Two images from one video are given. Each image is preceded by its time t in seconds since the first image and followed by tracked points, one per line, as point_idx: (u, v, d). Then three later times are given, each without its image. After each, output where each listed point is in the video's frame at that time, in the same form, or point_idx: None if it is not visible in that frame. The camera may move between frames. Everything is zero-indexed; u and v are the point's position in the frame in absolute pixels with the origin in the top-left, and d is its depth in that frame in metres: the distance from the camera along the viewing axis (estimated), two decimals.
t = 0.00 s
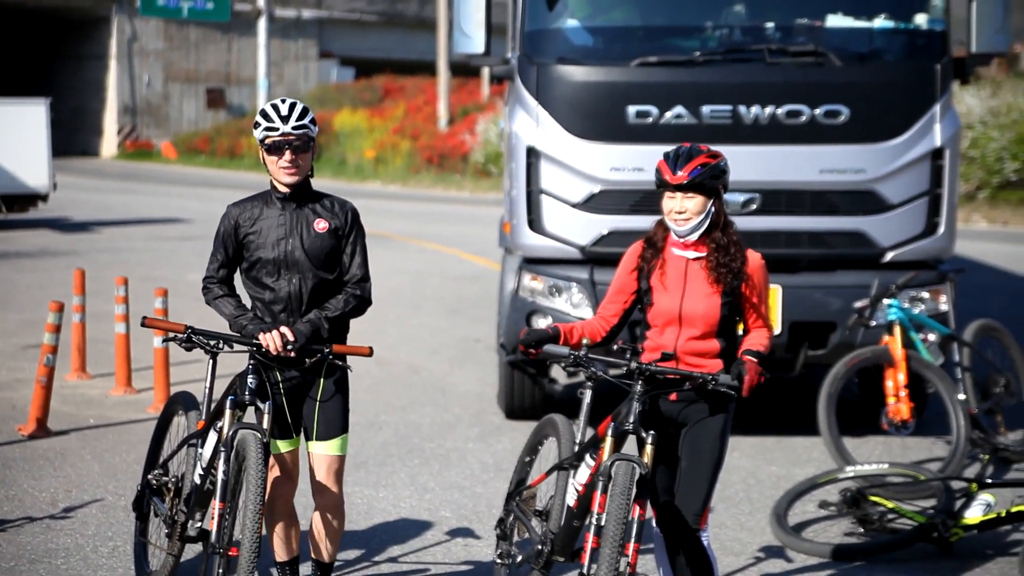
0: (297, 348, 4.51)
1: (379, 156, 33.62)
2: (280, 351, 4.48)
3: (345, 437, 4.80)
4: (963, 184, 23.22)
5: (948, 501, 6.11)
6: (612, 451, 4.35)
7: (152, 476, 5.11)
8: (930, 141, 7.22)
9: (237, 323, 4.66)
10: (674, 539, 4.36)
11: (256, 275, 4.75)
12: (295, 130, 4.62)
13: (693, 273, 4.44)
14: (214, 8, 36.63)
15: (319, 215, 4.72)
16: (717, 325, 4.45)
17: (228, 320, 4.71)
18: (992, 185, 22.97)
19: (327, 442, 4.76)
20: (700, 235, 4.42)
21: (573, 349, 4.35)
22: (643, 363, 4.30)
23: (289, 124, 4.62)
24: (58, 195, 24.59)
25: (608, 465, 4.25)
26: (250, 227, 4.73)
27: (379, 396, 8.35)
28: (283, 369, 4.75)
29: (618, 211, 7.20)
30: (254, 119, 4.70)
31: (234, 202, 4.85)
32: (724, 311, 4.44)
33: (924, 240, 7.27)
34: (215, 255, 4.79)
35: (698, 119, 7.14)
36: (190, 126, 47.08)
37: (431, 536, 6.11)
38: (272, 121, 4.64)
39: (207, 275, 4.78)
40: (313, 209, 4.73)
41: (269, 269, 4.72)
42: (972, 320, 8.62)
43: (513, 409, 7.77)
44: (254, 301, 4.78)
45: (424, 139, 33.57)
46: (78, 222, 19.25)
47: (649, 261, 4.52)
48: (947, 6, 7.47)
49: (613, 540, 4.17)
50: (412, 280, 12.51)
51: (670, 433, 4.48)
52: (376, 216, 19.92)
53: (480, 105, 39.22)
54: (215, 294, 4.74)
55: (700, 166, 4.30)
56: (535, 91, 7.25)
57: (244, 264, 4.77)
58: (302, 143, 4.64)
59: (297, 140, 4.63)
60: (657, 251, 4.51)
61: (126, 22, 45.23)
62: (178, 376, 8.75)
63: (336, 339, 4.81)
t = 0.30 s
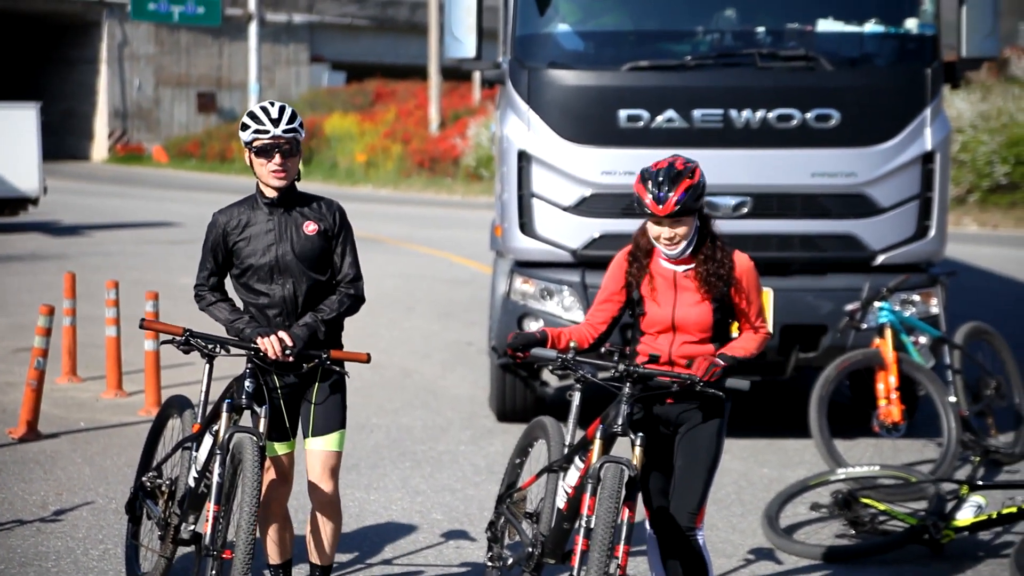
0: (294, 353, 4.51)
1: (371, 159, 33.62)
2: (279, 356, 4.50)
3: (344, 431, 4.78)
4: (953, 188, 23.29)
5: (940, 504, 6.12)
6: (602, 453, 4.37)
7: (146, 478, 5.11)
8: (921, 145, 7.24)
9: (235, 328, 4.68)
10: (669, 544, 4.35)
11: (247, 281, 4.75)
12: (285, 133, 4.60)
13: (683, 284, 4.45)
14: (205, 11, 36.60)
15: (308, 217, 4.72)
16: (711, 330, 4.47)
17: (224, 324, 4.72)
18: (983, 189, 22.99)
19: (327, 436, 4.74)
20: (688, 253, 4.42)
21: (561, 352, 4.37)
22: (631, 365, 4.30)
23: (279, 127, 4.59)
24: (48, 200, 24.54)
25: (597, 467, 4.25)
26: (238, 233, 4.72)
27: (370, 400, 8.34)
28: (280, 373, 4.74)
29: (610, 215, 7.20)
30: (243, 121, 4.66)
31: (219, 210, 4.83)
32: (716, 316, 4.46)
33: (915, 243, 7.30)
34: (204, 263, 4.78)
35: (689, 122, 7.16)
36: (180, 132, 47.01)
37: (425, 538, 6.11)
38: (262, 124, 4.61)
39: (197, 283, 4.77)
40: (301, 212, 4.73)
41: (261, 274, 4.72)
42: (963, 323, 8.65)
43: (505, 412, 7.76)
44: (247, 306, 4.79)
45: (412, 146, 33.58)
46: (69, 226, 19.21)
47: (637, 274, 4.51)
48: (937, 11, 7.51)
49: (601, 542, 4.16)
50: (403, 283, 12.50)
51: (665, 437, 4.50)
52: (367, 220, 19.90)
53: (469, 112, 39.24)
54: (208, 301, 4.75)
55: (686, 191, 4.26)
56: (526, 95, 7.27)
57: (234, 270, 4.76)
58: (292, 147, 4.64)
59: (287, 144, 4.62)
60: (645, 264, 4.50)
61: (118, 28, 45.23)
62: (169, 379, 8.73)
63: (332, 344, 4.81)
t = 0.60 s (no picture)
0: (301, 351, 4.52)
1: (372, 151, 33.47)
2: (290, 352, 4.50)
3: (349, 428, 4.82)
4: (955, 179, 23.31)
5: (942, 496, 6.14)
6: (599, 446, 4.36)
7: (152, 472, 5.10)
8: (923, 136, 7.23)
9: (243, 319, 4.67)
10: (674, 540, 4.39)
11: (255, 274, 4.77)
12: (301, 141, 4.57)
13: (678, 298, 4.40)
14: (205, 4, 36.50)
15: (318, 213, 4.74)
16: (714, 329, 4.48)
17: (233, 315, 4.72)
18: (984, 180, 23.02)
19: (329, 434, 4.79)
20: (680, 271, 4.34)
21: (557, 344, 4.40)
22: (629, 356, 4.26)
23: (295, 134, 4.56)
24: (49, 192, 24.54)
25: (595, 460, 4.26)
26: (247, 226, 4.73)
27: (372, 392, 8.33)
28: (289, 366, 4.76)
29: (611, 207, 7.18)
30: (256, 121, 4.62)
31: (228, 201, 4.84)
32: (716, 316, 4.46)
33: (917, 235, 7.28)
34: (212, 255, 4.78)
35: (690, 114, 7.14)
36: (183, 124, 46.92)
37: (429, 531, 6.10)
38: (278, 130, 4.56)
39: (204, 274, 4.77)
40: (311, 208, 4.74)
41: (269, 268, 4.73)
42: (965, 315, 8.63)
43: (507, 405, 7.75)
44: (254, 299, 4.79)
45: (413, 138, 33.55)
46: (71, 219, 19.21)
47: (632, 290, 4.46)
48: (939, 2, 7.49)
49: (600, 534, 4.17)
50: (404, 276, 12.49)
51: (672, 429, 4.47)
52: (368, 213, 19.90)
53: (469, 104, 39.23)
54: (215, 292, 4.74)
55: (673, 221, 4.13)
56: (527, 86, 7.25)
57: (241, 263, 4.77)
58: (306, 152, 4.63)
59: (302, 150, 4.61)
60: (639, 279, 4.44)
61: (118, 20, 45.14)
62: (171, 372, 8.72)
63: (340, 339, 4.83)
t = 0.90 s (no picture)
0: (287, 352, 4.54)
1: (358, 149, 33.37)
2: (275, 354, 4.53)
3: (333, 432, 4.89)
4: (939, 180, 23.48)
5: (924, 495, 6.14)
6: (581, 446, 4.36)
7: (138, 475, 5.10)
8: (906, 136, 7.25)
9: (233, 324, 4.69)
10: (650, 538, 4.39)
11: (245, 275, 4.78)
12: (299, 135, 4.64)
13: (659, 274, 4.46)
14: (190, 4, 36.05)
15: (310, 213, 4.76)
16: (689, 321, 4.50)
17: (225, 320, 4.74)
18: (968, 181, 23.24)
19: (313, 437, 4.86)
20: (664, 237, 4.42)
21: (539, 345, 4.43)
22: (609, 356, 4.33)
23: (295, 128, 4.63)
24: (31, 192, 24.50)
25: (574, 460, 4.28)
26: (238, 226, 4.75)
27: (357, 392, 8.33)
28: (276, 369, 4.79)
29: (595, 207, 7.19)
30: (256, 115, 4.68)
31: (219, 200, 4.85)
32: (693, 306, 4.48)
33: (901, 234, 7.31)
34: (204, 254, 4.80)
35: (675, 114, 7.15)
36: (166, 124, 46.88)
37: (413, 533, 6.11)
38: (278, 123, 4.63)
39: (196, 274, 4.79)
40: (303, 208, 4.76)
41: (260, 268, 4.75)
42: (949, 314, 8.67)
43: (491, 405, 7.75)
44: (244, 300, 4.81)
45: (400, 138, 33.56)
46: (54, 220, 19.18)
47: (612, 263, 4.48)
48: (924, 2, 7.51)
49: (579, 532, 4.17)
50: (389, 276, 12.49)
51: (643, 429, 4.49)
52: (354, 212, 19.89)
53: (455, 104, 39.25)
54: (207, 294, 4.76)
55: (665, 163, 4.35)
56: (512, 86, 7.25)
57: (232, 263, 4.79)
58: (303, 148, 4.68)
59: (300, 145, 4.66)
60: (622, 252, 4.47)
61: (103, 19, 45.16)
62: (155, 373, 8.71)
63: (328, 341, 4.85)
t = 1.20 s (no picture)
0: (243, 355, 4.50)
1: (319, 150, 33.39)
2: (231, 356, 4.49)
3: (289, 438, 4.87)
4: (897, 181, 23.71)
5: (880, 495, 6.24)
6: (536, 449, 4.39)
7: (95, 480, 5.08)
8: (864, 138, 7.30)
9: (190, 327, 4.65)
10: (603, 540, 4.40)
11: (203, 275, 4.75)
12: (263, 129, 4.63)
13: (613, 270, 4.47)
14: (150, 4, 35.87)
15: (269, 213, 4.74)
16: (639, 317, 4.47)
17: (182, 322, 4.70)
18: (925, 182, 23.46)
19: (269, 443, 4.84)
20: (622, 233, 4.44)
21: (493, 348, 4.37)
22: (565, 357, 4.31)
23: (259, 121, 4.62)
24: None
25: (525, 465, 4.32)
26: (197, 225, 4.72)
27: (317, 394, 8.31)
28: (233, 373, 4.78)
29: (555, 208, 7.19)
30: (219, 109, 4.65)
31: (179, 198, 4.83)
32: (645, 302, 4.46)
33: (859, 235, 7.36)
34: (162, 254, 4.76)
35: (635, 116, 7.17)
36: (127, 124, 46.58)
37: (373, 536, 6.10)
38: (241, 116, 4.61)
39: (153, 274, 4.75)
40: (262, 207, 4.74)
41: (217, 268, 4.72)
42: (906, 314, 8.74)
43: (451, 407, 7.74)
44: (202, 301, 4.78)
45: (362, 138, 33.53)
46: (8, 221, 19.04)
47: (568, 256, 4.52)
48: (881, 4, 7.58)
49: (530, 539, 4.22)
50: (349, 277, 12.47)
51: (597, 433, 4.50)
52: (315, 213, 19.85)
53: (418, 104, 39.32)
54: (165, 295, 4.72)
55: (626, 160, 4.36)
56: (473, 88, 7.24)
57: (190, 263, 4.75)
58: (266, 143, 4.67)
59: (263, 139, 4.65)
60: (579, 244, 4.52)
61: (61, 19, 44.91)
62: (113, 375, 8.66)
63: (285, 344, 4.84)
